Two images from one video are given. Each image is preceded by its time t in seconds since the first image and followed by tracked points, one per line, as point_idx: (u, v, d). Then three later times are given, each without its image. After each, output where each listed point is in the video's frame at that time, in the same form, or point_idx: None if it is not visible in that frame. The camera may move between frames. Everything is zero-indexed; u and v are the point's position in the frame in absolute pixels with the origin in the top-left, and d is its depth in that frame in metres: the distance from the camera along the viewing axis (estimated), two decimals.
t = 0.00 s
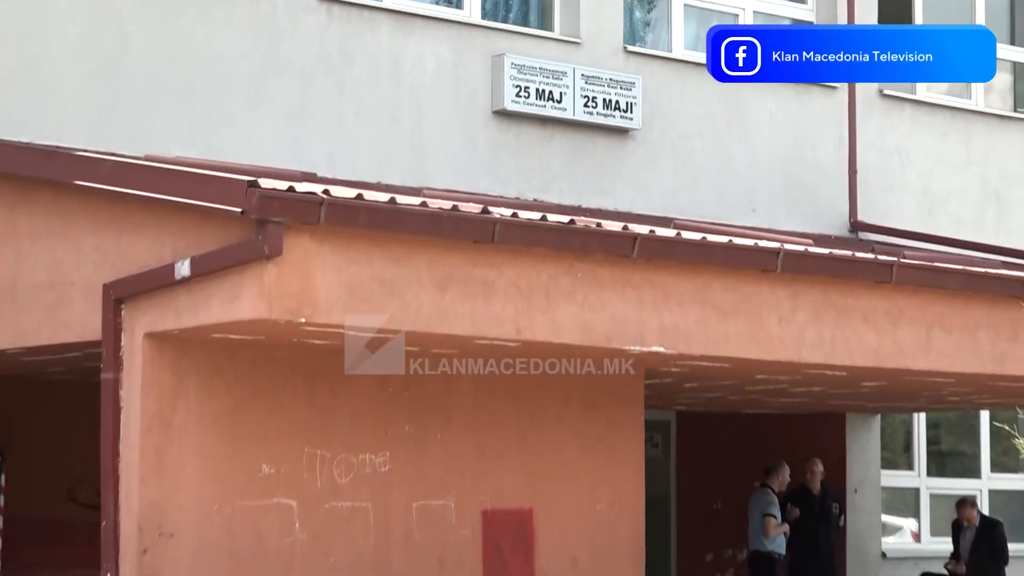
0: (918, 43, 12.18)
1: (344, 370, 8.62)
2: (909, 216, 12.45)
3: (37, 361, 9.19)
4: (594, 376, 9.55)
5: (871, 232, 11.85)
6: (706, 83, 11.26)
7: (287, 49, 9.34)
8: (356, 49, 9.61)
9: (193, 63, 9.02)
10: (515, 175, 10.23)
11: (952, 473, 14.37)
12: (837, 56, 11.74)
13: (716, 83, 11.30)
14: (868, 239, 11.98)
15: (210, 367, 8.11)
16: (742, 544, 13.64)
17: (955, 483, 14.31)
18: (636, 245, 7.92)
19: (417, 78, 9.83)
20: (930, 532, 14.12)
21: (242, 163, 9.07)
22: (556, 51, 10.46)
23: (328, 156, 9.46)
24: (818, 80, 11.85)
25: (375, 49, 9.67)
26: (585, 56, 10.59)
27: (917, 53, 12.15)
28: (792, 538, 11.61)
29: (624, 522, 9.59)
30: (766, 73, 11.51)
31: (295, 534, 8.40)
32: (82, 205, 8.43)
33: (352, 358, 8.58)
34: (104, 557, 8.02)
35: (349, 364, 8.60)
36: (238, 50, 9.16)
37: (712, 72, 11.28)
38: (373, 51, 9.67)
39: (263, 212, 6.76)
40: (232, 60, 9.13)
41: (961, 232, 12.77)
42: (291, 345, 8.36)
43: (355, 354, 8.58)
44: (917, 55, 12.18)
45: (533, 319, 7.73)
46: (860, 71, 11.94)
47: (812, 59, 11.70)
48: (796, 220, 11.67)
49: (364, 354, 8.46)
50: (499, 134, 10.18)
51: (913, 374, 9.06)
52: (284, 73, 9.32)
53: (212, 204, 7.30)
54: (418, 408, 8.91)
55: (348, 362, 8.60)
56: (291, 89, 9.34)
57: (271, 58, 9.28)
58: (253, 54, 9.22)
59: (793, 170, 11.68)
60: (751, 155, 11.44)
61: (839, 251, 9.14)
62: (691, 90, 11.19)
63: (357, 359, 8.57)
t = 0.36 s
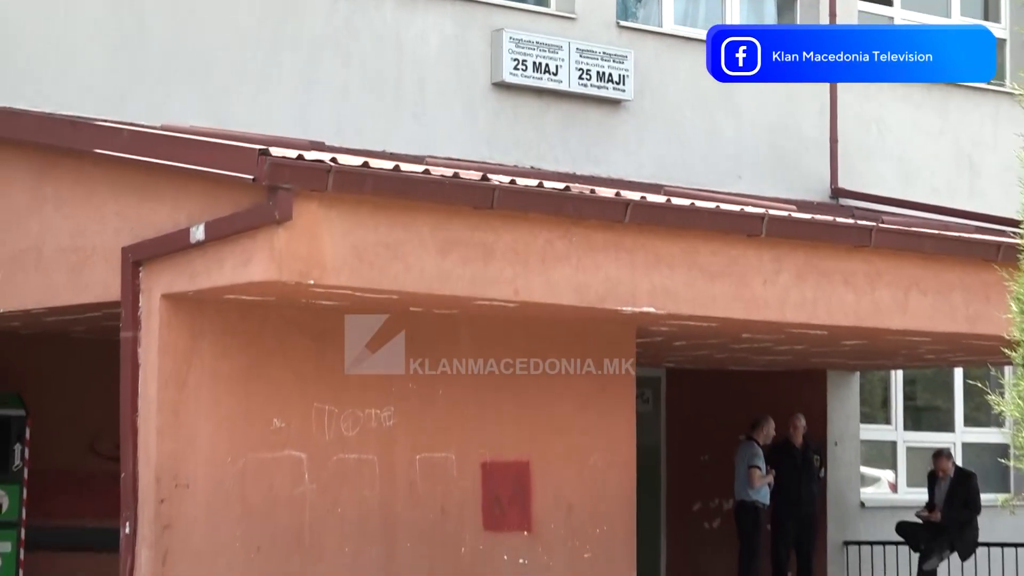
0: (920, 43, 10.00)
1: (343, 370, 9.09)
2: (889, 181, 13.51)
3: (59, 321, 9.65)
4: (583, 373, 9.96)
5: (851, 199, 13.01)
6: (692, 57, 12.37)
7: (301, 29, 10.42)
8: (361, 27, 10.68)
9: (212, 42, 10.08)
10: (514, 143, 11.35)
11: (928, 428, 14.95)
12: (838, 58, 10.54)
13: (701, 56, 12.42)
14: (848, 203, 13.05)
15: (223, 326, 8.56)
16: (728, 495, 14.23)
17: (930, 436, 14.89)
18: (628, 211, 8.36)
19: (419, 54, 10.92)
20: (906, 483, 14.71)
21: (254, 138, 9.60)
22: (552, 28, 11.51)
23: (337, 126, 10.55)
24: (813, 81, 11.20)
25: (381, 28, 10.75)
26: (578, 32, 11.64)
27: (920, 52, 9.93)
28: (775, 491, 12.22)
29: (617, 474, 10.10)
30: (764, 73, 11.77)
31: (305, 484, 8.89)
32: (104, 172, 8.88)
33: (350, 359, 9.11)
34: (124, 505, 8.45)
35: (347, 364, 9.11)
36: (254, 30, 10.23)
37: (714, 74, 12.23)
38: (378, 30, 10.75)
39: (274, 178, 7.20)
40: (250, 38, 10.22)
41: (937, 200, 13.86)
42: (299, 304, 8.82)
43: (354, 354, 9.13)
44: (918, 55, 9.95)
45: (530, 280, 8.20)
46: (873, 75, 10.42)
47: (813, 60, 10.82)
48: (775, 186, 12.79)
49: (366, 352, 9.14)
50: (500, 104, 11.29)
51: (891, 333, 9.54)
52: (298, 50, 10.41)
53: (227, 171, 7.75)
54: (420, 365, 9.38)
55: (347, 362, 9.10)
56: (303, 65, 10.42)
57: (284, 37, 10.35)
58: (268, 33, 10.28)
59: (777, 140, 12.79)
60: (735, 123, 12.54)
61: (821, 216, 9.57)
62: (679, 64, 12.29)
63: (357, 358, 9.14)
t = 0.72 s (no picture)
0: (920, 41, 11.35)
1: (344, 371, 9.46)
2: (870, 153, 13.93)
3: (69, 287, 9.98)
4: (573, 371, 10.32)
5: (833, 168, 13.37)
6: (680, 32, 12.75)
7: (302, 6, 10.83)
8: (361, 4, 11.10)
9: (216, 19, 10.47)
10: (508, 117, 11.76)
11: (908, 389, 15.51)
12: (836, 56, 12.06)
13: (690, 31, 12.81)
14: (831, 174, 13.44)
15: (228, 291, 8.90)
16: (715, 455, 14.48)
17: (910, 398, 15.45)
18: (619, 181, 8.70)
19: (416, 30, 11.33)
20: (886, 443, 15.20)
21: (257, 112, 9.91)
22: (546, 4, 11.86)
23: (336, 100, 10.96)
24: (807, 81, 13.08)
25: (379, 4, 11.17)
26: (572, 7, 11.99)
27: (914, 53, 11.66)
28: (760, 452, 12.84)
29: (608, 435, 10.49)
30: (765, 73, 12.93)
31: (307, 444, 9.27)
32: (113, 144, 9.20)
33: (351, 358, 9.47)
34: (134, 464, 8.80)
35: (348, 364, 9.47)
36: (258, 7, 10.62)
37: (712, 72, 12.86)
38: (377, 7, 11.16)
39: (278, 149, 7.52)
40: (253, 15, 10.61)
41: (914, 169, 14.25)
42: (302, 271, 9.18)
43: (355, 354, 9.48)
44: (915, 55, 11.71)
45: (525, 248, 8.53)
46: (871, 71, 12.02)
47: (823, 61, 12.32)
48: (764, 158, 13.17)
49: (366, 353, 9.51)
50: (494, 78, 11.69)
51: (871, 298, 9.90)
52: (300, 26, 10.81)
53: (232, 142, 8.06)
54: (418, 330, 9.74)
55: (347, 362, 9.45)
56: (305, 40, 10.83)
57: (286, 13, 10.75)
58: (271, 9, 10.69)
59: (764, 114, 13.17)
60: (722, 96, 12.94)
61: (804, 186, 9.90)
62: (669, 39, 12.67)
63: (357, 359, 9.49)
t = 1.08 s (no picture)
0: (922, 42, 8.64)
1: (345, 370, 9.80)
2: (854, 123, 14.38)
3: (79, 250, 10.30)
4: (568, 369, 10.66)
5: (818, 137, 13.87)
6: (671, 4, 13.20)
7: None
8: None
9: None
10: (503, 86, 12.22)
11: (889, 349, 15.87)
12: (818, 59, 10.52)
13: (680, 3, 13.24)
14: (816, 144, 13.92)
15: (233, 255, 9.23)
16: (704, 413, 14.83)
17: (893, 359, 15.82)
18: (611, 148, 9.01)
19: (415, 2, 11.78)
20: (869, 403, 15.59)
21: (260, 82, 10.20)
22: None
23: (338, 70, 11.43)
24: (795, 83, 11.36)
25: None
26: None
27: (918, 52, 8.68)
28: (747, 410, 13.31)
29: (601, 395, 10.84)
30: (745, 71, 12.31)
31: (310, 403, 9.62)
32: (122, 113, 9.50)
33: (352, 358, 9.81)
34: (142, 423, 9.16)
35: (349, 363, 9.81)
36: None
37: (711, 72, 13.11)
38: None
39: (281, 117, 7.84)
40: None
41: (897, 138, 14.65)
42: (305, 237, 9.50)
43: (356, 354, 9.82)
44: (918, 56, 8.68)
45: (520, 215, 8.84)
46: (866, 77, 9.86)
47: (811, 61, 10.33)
48: (752, 128, 13.66)
49: (366, 352, 9.86)
50: (490, 50, 12.15)
51: (854, 262, 10.24)
52: None
53: (237, 111, 8.37)
54: (417, 291, 10.07)
55: (348, 361, 9.80)
56: (308, 13, 11.29)
57: None
58: None
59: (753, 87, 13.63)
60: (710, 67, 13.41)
61: (789, 153, 10.21)
62: (660, 12, 13.13)
63: (358, 358, 9.84)
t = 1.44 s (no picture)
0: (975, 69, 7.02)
1: (346, 369, 10.15)
2: (839, 95, 14.94)
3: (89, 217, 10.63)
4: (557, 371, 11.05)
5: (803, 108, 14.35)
6: None
7: None
8: None
9: None
10: (498, 59, 12.65)
11: (870, 314, 16.39)
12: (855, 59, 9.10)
13: None
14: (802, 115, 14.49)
15: (235, 222, 9.55)
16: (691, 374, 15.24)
17: (874, 321, 16.36)
18: (603, 119, 9.34)
19: None
20: (851, 364, 16.09)
21: (262, 55, 10.51)
22: None
23: (338, 43, 11.85)
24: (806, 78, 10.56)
25: None
26: None
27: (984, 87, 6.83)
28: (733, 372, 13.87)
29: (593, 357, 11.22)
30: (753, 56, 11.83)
31: (311, 365, 9.97)
32: (128, 85, 9.81)
33: (353, 358, 10.17)
34: (149, 385, 9.50)
35: (350, 363, 10.16)
36: None
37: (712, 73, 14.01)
38: None
39: (283, 88, 8.17)
40: None
41: (880, 109, 15.26)
42: (306, 205, 9.83)
43: (356, 354, 10.19)
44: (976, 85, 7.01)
45: (514, 183, 9.17)
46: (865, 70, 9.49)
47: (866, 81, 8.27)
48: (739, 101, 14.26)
49: (365, 352, 10.22)
50: (485, 23, 12.58)
51: (838, 228, 10.60)
52: None
53: (241, 83, 8.70)
54: (414, 255, 10.42)
55: (348, 361, 10.15)
56: None
57: None
58: None
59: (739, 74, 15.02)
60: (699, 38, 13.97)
61: (775, 123, 10.54)
62: None
63: (357, 358, 10.20)
